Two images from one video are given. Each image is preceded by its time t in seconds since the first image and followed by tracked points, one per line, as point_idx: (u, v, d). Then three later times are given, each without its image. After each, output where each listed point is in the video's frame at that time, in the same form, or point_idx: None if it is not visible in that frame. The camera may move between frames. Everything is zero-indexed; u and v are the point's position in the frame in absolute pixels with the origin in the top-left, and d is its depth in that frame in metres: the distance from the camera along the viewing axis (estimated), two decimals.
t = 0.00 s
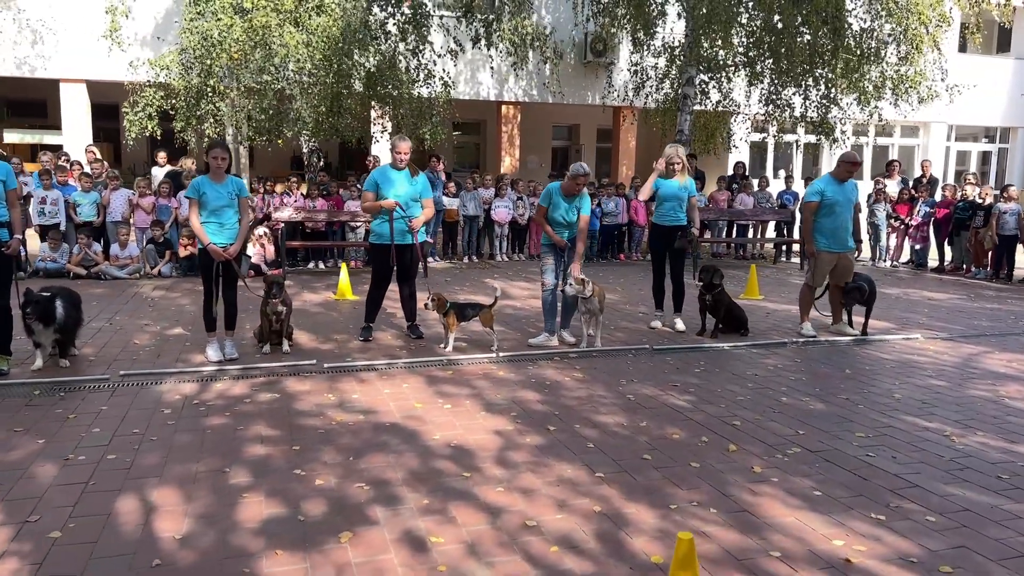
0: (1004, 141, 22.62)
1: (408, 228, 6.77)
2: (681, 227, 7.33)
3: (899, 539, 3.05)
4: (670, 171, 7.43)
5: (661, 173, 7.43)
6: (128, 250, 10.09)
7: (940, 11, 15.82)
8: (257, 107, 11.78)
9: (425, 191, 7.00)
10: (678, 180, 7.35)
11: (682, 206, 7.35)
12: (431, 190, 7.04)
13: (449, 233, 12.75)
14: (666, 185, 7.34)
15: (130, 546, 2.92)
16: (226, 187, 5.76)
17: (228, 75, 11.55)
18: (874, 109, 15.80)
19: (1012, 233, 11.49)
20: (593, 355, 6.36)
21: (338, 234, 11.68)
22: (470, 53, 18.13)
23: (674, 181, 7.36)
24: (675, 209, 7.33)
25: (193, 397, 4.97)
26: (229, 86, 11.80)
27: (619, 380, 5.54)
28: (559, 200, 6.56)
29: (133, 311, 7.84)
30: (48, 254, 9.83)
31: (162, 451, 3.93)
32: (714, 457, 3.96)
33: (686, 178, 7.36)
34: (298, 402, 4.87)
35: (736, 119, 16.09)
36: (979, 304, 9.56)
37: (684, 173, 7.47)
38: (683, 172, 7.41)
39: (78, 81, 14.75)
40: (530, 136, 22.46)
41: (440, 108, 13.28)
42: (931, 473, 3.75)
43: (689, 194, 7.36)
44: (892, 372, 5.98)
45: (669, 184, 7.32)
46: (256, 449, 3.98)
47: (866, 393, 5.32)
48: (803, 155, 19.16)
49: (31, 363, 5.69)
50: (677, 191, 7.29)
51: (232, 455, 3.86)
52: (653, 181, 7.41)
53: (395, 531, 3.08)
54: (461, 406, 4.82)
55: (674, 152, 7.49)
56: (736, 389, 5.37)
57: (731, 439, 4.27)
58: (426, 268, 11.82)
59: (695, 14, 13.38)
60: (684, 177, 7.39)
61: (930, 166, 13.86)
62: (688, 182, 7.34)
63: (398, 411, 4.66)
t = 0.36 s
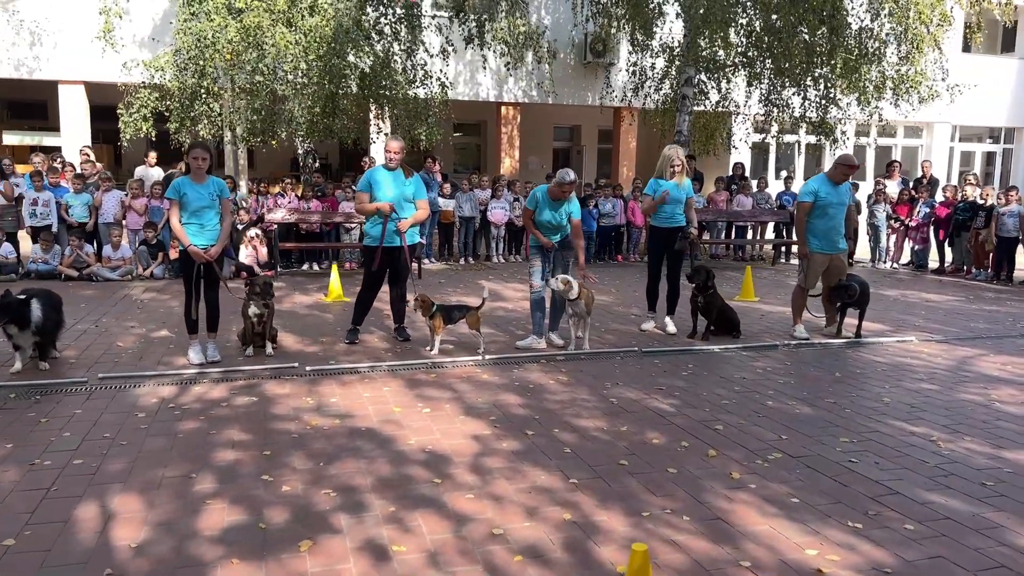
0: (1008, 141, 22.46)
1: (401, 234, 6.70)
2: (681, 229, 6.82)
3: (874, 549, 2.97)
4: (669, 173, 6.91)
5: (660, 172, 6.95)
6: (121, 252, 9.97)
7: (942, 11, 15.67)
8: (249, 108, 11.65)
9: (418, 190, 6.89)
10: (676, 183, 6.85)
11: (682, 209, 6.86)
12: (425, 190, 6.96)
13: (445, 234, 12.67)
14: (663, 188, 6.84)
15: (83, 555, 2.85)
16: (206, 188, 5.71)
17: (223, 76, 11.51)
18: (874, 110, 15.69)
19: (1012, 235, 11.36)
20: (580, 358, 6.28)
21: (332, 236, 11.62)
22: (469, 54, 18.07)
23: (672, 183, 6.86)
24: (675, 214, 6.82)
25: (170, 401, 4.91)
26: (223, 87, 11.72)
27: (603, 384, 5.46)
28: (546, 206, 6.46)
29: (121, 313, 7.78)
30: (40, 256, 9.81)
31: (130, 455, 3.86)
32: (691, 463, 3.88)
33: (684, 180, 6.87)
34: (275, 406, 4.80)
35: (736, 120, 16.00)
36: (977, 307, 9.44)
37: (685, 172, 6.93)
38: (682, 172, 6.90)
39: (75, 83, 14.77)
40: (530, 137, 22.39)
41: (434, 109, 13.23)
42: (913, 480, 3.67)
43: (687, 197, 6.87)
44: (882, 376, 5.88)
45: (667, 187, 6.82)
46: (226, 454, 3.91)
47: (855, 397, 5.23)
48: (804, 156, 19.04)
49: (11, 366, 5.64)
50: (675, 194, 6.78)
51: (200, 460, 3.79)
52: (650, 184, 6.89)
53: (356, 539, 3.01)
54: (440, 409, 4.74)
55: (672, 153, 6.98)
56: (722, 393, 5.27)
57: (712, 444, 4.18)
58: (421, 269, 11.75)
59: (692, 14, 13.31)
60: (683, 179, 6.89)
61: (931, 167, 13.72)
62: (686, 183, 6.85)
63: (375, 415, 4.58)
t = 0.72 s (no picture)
0: (1009, 141, 22.32)
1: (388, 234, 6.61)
2: (669, 230, 6.62)
3: (839, 559, 2.91)
4: (655, 174, 6.80)
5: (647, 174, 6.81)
6: (110, 253, 9.93)
7: (940, 10, 15.58)
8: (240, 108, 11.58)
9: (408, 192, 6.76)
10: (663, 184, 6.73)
11: (668, 211, 6.74)
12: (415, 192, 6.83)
13: (438, 235, 12.61)
14: (650, 189, 6.72)
15: (30, 564, 2.80)
16: (184, 189, 5.68)
17: (213, 77, 11.53)
18: (871, 111, 15.61)
19: (1008, 237, 11.26)
20: (562, 361, 6.21)
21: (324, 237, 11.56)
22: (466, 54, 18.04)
23: (659, 184, 6.74)
24: (661, 216, 6.70)
25: (142, 404, 4.86)
26: (215, 88, 11.68)
27: (583, 387, 5.39)
28: (530, 208, 6.39)
29: (105, 315, 7.75)
30: (29, 257, 9.78)
31: (93, 461, 3.81)
32: (662, 469, 3.81)
33: (672, 181, 6.74)
34: (247, 410, 4.74)
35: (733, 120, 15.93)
36: (971, 309, 9.34)
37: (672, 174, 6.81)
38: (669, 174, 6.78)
39: (71, 84, 14.79)
40: (529, 138, 22.34)
41: (428, 110, 13.14)
42: (887, 487, 3.61)
43: (674, 198, 6.74)
44: (868, 379, 5.80)
45: (653, 188, 6.70)
46: (190, 460, 3.86)
47: (837, 401, 5.15)
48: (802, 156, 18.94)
49: None
50: (662, 195, 6.66)
51: (163, 467, 3.74)
52: (636, 185, 6.77)
53: (311, 549, 2.95)
54: (414, 414, 4.68)
55: (660, 154, 6.86)
56: (703, 396, 5.20)
57: (686, 449, 4.12)
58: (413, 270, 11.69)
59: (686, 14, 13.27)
60: (671, 181, 6.76)
61: (928, 167, 13.62)
62: (674, 185, 6.73)
63: (347, 420, 4.53)
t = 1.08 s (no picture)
0: None
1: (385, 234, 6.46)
2: (667, 230, 6.80)
3: (822, 571, 2.83)
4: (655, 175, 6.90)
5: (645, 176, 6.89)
6: (119, 252, 10.01)
7: (959, 8, 15.32)
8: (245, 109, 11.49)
9: (407, 191, 6.71)
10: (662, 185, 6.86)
11: (666, 211, 6.88)
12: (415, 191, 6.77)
13: (447, 236, 12.57)
14: (648, 190, 6.85)
15: None
16: (180, 189, 5.67)
17: (223, 78, 11.55)
18: (888, 110, 15.39)
19: None
20: (561, 363, 6.13)
21: (332, 238, 11.57)
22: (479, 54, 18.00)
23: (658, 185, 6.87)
24: (660, 216, 6.85)
25: (133, 405, 4.84)
26: (225, 89, 11.71)
27: (578, 390, 5.31)
28: (529, 204, 6.34)
29: (109, 315, 7.77)
30: (39, 257, 9.87)
31: (75, 462, 3.79)
32: (648, 476, 3.73)
33: (670, 182, 6.88)
34: (237, 411, 4.72)
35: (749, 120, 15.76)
36: (986, 312, 9.14)
37: (669, 177, 6.91)
38: (667, 176, 6.89)
39: (87, 85, 14.92)
40: (543, 139, 22.24)
41: (438, 111, 13.05)
42: (879, 497, 3.51)
43: (673, 198, 6.89)
44: (871, 384, 5.67)
45: (651, 189, 6.84)
46: (172, 462, 3.83)
47: (838, 406, 5.03)
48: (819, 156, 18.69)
49: None
50: (660, 196, 6.81)
51: (144, 468, 3.72)
52: (635, 185, 6.90)
53: (281, 554, 2.91)
54: (404, 417, 4.63)
55: (659, 156, 7.00)
56: (700, 401, 5.11)
57: (677, 455, 4.03)
58: (420, 271, 11.65)
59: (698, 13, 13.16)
60: (669, 181, 6.89)
61: (944, 168, 13.39)
62: (673, 185, 6.87)
63: (335, 422, 4.48)
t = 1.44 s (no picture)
0: None
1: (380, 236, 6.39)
2: (660, 229, 6.72)
3: None
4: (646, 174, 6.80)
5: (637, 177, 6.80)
6: (117, 252, 10.00)
7: (969, 5, 15.11)
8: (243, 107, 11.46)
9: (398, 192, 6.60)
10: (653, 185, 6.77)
11: (659, 211, 6.79)
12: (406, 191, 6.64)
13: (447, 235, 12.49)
14: (641, 191, 6.76)
15: None
16: (163, 188, 5.64)
17: (223, 76, 11.51)
18: (895, 110, 15.20)
19: None
20: (550, 365, 6.03)
21: (331, 238, 11.52)
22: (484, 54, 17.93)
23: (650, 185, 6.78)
24: (652, 216, 6.76)
25: (110, 406, 4.79)
26: (225, 88, 11.68)
27: (564, 393, 5.21)
28: (520, 196, 6.35)
29: (101, 315, 7.73)
30: (37, 255, 9.90)
31: (41, 465, 3.73)
32: (624, 482, 3.63)
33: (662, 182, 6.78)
34: (214, 413, 4.65)
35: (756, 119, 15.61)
36: (991, 314, 8.96)
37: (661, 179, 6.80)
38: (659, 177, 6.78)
39: (94, 85, 14.97)
40: (550, 138, 22.12)
41: (438, 109, 12.97)
42: (860, 505, 3.40)
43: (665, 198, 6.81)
44: (865, 388, 5.54)
45: (644, 190, 6.75)
46: (139, 465, 3.76)
47: (829, 411, 4.90)
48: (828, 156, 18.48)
49: None
50: (652, 197, 6.73)
51: (110, 471, 3.65)
52: (626, 186, 6.81)
53: (235, 562, 2.83)
54: (381, 420, 4.55)
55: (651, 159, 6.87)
56: (686, 404, 5.00)
57: (656, 461, 3.92)
58: (420, 271, 11.58)
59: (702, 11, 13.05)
60: (660, 181, 6.79)
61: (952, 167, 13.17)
62: (665, 186, 6.78)
63: (311, 425, 4.41)
